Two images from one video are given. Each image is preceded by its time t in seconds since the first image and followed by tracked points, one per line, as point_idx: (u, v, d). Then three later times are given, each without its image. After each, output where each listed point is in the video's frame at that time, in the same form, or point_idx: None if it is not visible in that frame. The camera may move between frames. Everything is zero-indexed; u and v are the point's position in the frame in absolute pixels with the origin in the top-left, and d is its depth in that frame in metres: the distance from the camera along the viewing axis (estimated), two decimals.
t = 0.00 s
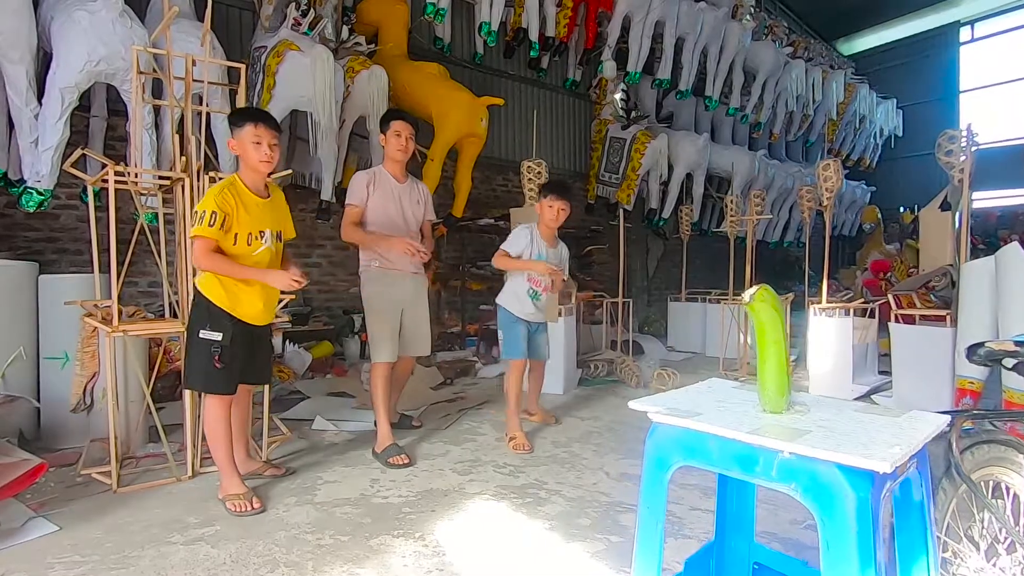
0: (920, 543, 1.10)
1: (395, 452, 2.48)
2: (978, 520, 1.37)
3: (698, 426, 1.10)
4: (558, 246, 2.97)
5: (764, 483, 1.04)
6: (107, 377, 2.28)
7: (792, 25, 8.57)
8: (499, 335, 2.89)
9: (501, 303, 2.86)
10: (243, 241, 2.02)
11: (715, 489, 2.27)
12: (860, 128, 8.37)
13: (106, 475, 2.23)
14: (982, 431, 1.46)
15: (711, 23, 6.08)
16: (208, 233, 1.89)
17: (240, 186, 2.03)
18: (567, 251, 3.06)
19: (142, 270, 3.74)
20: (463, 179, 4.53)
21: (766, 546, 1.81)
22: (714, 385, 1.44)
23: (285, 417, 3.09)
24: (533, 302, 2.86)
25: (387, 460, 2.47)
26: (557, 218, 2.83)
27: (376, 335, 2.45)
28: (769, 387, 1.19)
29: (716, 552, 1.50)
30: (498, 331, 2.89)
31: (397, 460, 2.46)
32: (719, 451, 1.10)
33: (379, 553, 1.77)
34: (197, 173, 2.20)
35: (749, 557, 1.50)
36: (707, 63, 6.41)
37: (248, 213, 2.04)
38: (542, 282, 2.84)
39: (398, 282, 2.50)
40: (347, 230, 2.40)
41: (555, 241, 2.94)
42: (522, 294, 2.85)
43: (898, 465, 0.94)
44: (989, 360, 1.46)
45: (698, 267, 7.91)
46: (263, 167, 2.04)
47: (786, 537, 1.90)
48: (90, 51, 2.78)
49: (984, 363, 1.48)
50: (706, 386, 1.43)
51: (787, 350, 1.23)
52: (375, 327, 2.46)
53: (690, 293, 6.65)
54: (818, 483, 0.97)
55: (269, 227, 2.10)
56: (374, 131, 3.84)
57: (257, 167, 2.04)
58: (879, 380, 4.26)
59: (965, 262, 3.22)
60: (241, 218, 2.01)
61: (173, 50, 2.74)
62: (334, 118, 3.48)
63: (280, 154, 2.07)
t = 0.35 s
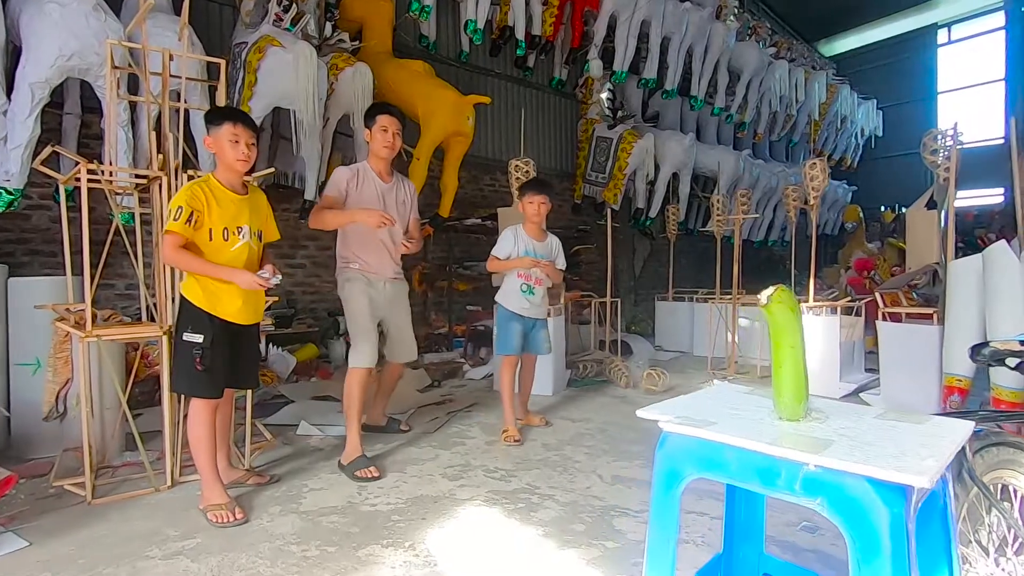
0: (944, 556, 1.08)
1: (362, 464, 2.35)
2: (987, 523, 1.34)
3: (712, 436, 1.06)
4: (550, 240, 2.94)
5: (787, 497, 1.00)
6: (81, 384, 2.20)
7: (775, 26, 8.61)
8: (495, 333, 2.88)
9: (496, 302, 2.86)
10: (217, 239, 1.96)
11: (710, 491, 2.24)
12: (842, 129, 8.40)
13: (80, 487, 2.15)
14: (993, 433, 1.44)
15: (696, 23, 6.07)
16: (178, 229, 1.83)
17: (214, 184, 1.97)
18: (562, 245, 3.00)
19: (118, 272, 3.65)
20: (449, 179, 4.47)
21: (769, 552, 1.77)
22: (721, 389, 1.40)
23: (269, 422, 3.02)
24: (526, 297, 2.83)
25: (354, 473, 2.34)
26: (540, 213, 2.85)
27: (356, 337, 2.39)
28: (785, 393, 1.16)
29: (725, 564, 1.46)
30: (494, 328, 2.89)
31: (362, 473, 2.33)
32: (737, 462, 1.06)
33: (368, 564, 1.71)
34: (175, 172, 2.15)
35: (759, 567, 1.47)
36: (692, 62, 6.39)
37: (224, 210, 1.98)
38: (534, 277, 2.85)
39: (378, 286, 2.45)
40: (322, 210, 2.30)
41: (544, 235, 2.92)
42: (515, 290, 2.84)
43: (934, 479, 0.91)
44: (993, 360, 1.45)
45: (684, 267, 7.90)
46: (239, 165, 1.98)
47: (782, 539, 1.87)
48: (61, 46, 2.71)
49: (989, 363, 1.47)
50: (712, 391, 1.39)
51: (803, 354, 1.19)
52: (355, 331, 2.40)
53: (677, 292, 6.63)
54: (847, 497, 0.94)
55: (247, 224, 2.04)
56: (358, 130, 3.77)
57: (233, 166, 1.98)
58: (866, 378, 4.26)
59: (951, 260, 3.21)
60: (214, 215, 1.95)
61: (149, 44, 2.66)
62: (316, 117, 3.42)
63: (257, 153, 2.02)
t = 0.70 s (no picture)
0: (935, 540, 1.05)
1: (344, 461, 2.31)
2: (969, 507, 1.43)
3: (709, 424, 1.05)
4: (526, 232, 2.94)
5: (785, 485, 0.99)
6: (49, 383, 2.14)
7: (753, 21, 8.65)
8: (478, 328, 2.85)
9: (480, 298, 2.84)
10: (189, 228, 1.91)
11: (694, 482, 2.24)
12: (818, 124, 8.45)
13: (50, 488, 2.09)
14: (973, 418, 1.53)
15: (676, 17, 6.06)
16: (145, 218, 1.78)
17: (186, 174, 1.92)
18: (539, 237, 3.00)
19: (88, 266, 3.56)
20: (430, 171, 4.42)
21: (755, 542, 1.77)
22: (713, 379, 1.39)
23: (248, 419, 2.96)
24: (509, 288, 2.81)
25: (334, 469, 2.30)
26: (515, 207, 2.85)
27: (326, 338, 2.34)
28: (779, 381, 1.16)
29: (714, 554, 1.45)
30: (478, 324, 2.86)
31: (345, 470, 2.28)
32: (734, 451, 1.04)
33: (352, 561, 1.68)
34: (148, 162, 2.09)
35: (748, 554, 1.45)
36: (672, 57, 6.38)
37: (196, 199, 1.92)
38: (515, 267, 2.84)
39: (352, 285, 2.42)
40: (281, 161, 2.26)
41: (521, 226, 2.91)
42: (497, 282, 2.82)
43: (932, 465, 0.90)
44: (973, 348, 1.43)
45: (664, 261, 7.91)
46: (211, 154, 1.92)
47: (766, 528, 1.87)
48: (24, 30, 2.62)
49: (969, 351, 1.44)
50: (705, 380, 1.37)
51: (798, 342, 1.18)
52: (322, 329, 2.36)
53: (657, 286, 6.64)
54: (845, 483, 0.93)
55: (222, 213, 1.98)
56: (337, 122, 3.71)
57: (205, 155, 1.93)
58: (844, 369, 4.30)
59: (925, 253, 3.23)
60: (185, 205, 1.89)
61: (118, 29, 2.59)
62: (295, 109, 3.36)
63: (230, 143, 1.96)
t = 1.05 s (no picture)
0: (901, 532, 1.08)
1: (331, 455, 2.31)
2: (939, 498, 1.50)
3: (682, 416, 1.05)
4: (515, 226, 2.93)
5: (754, 476, 1.00)
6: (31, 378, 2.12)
7: (742, 18, 8.67)
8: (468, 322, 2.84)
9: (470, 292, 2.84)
10: (171, 221, 1.89)
11: (679, 474, 2.25)
12: (806, 121, 8.49)
13: (32, 484, 2.07)
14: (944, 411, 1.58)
15: (666, 13, 6.06)
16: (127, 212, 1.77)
17: (169, 167, 1.90)
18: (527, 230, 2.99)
19: (71, 260, 3.52)
20: (419, 165, 4.40)
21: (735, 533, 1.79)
22: (691, 373, 1.40)
23: (234, 414, 2.95)
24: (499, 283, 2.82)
25: (322, 464, 2.30)
26: (501, 203, 2.85)
27: (316, 334, 2.33)
28: (752, 376, 1.17)
29: (691, 544, 1.47)
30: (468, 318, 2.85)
31: (332, 464, 2.29)
32: (705, 442, 1.05)
33: (337, 554, 1.68)
34: (131, 154, 2.07)
35: (724, 546, 1.46)
36: (662, 53, 6.39)
37: (179, 192, 1.90)
38: (504, 261, 2.84)
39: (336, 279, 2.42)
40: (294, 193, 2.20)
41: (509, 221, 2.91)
42: (487, 277, 2.82)
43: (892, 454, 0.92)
44: (947, 342, 1.44)
45: (653, 256, 7.94)
46: (192, 146, 1.91)
47: (748, 520, 1.90)
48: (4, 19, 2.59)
49: (942, 346, 1.46)
50: (683, 374, 1.39)
51: (769, 338, 1.19)
52: (310, 322, 2.35)
53: (646, 281, 6.67)
54: (810, 474, 0.94)
55: (206, 205, 1.96)
56: (325, 115, 3.69)
57: (187, 147, 1.91)
58: (828, 363, 4.35)
59: (908, 249, 3.25)
60: (168, 198, 1.88)
61: (101, 20, 2.56)
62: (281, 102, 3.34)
63: (210, 134, 1.95)
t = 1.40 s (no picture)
0: (878, 529, 1.08)
1: (318, 455, 2.30)
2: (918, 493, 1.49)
3: (663, 413, 1.05)
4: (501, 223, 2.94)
5: (732, 472, 1.00)
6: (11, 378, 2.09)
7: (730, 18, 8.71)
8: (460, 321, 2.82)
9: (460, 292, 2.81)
10: (154, 218, 1.87)
11: (666, 471, 2.26)
12: (793, 121, 8.53)
13: (12, 485, 2.04)
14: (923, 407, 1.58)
15: (655, 11, 6.06)
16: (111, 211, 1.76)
17: (154, 164, 1.88)
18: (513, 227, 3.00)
19: (53, 258, 3.47)
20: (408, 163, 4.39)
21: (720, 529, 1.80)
22: (674, 370, 1.41)
23: (220, 413, 2.93)
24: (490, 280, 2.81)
25: (309, 463, 2.28)
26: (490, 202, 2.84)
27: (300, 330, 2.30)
28: (733, 372, 1.17)
29: (674, 540, 1.47)
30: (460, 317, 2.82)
31: (318, 463, 2.27)
32: (686, 439, 1.05)
33: (324, 554, 1.67)
34: (113, 151, 2.04)
35: (706, 542, 1.46)
36: (651, 51, 6.39)
37: (163, 189, 1.88)
38: (495, 260, 2.84)
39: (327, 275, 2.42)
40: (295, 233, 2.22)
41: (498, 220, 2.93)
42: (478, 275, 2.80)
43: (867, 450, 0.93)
44: (926, 339, 1.44)
45: (642, 254, 7.96)
46: (178, 142, 1.88)
47: (732, 515, 1.91)
48: None
49: (921, 343, 1.46)
50: (666, 372, 1.39)
51: (750, 336, 1.19)
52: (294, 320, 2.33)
53: (635, 279, 6.69)
54: (787, 469, 0.94)
55: (191, 203, 1.93)
56: (313, 111, 3.66)
57: (173, 142, 1.88)
58: (813, 360, 4.39)
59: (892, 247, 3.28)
60: (151, 195, 1.85)
61: (82, 15, 2.52)
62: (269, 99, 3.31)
63: (198, 130, 1.92)
